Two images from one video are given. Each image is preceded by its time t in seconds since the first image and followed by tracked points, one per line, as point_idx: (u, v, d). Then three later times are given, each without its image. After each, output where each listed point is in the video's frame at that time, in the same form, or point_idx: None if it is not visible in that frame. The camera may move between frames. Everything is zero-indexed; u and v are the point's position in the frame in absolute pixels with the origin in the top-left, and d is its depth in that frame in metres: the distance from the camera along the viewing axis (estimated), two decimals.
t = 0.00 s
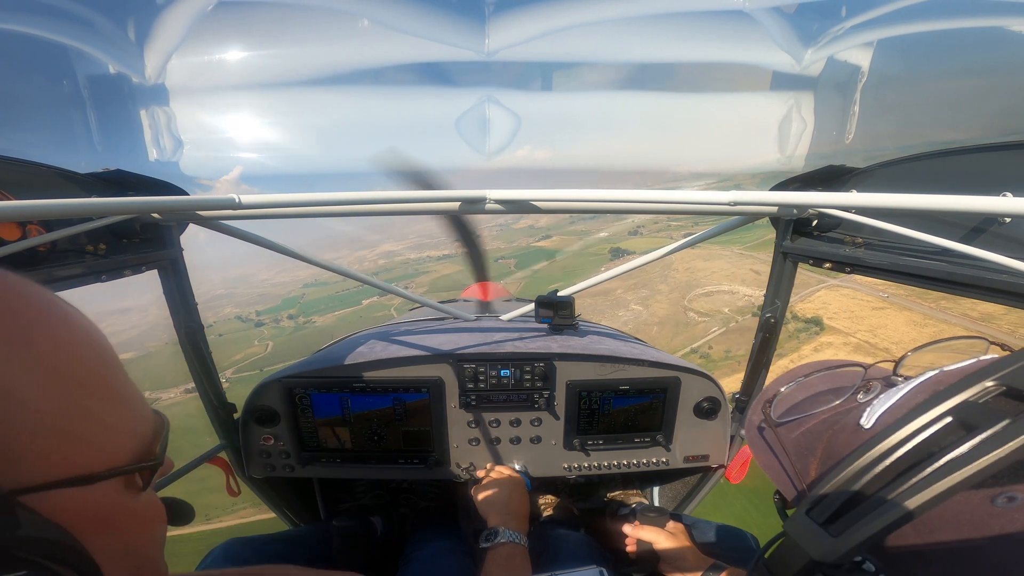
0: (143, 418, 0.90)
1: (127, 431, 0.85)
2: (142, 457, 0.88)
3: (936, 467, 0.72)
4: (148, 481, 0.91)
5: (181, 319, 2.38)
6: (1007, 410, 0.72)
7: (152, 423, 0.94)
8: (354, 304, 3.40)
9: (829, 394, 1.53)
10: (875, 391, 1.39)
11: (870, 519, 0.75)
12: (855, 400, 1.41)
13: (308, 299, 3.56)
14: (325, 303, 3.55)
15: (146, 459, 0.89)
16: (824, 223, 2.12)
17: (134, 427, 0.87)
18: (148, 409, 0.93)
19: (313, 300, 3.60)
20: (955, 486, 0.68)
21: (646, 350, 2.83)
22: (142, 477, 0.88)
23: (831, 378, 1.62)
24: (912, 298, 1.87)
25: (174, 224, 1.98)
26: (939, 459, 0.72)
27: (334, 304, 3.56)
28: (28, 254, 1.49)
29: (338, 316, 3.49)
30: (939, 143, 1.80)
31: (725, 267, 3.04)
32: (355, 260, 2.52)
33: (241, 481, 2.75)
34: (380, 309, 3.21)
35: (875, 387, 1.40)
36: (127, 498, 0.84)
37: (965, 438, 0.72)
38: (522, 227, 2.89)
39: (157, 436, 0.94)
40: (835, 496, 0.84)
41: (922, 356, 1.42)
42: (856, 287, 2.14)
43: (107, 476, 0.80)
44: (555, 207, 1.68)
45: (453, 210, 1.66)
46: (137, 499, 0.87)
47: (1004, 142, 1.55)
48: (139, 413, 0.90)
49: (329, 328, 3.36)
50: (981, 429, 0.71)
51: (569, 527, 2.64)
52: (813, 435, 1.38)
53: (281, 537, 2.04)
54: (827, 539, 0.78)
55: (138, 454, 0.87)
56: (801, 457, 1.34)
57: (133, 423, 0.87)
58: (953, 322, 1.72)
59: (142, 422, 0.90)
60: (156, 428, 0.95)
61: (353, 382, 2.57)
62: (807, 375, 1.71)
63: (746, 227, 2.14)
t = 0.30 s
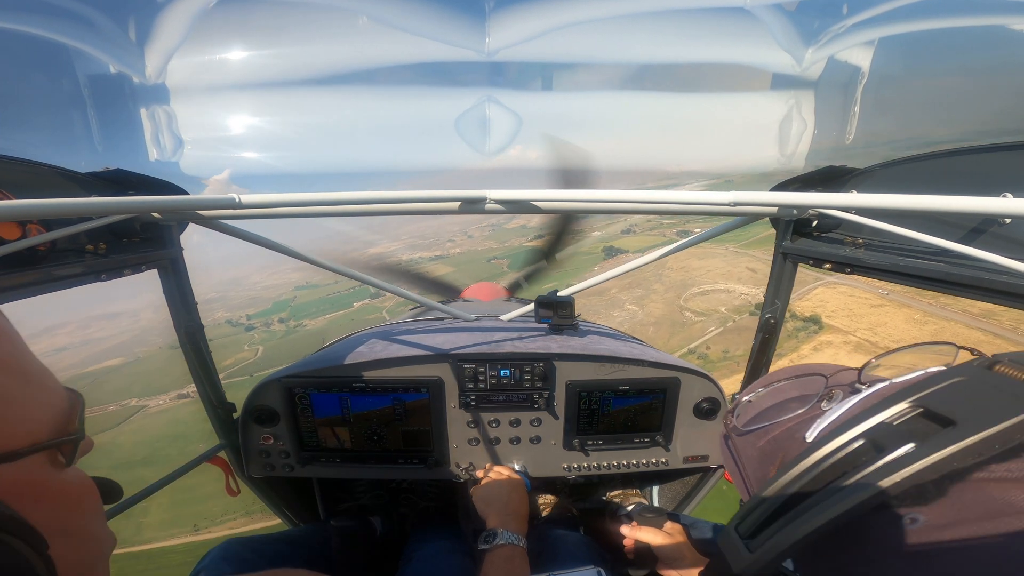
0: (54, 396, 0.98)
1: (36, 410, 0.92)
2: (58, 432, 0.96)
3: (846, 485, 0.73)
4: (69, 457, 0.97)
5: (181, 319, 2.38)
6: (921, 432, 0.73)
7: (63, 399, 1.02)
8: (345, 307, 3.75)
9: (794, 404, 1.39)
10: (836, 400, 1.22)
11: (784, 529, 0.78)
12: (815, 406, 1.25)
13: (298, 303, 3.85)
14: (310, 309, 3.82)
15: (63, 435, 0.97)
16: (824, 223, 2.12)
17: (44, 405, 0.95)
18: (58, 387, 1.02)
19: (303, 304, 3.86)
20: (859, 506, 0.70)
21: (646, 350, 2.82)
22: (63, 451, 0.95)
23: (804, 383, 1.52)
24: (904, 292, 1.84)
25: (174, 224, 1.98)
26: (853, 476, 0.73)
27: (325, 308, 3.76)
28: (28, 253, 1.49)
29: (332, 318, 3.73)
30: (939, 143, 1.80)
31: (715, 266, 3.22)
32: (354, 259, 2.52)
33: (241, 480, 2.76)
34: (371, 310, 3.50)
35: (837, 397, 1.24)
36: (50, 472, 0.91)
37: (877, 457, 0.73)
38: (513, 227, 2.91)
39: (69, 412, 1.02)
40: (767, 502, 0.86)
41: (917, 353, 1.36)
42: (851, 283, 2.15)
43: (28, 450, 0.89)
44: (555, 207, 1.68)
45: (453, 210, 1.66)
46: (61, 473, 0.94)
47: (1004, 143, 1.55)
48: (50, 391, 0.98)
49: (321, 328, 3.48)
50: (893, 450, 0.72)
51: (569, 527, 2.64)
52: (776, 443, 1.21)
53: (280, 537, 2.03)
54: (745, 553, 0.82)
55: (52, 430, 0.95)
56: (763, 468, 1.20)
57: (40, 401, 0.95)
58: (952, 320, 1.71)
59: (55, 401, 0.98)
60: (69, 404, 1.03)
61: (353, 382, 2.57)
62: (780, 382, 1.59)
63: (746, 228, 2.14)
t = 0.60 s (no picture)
0: (64, 387, 0.98)
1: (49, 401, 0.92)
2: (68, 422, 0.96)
3: (860, 487, 0.72)
4: (76, 449, 1.00)
5: (181, 319, 2.38)
6: (931, 430, 0.73)
7: (68, 390, 1.01)
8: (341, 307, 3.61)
9: (792, 403, 1.41)
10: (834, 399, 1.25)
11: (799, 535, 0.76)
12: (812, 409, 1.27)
13: (290, 303, 3.33)
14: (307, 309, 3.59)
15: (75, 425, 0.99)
16: (824, 223, 2.12)
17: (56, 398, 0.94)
18: (62, 377, 0.99)
19: (296, 304, 3.45)
20: (875, 508, 0.69)
21: (646, 350, 2.82)
22: (71, 443, 0.97)
23: (797, 384, 1.54)
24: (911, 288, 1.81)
25: (174, 224, 1.98)
26: (868, 478, 0.73)
27: (318, 308, 3.62)
28: (28, 254, 1.49)
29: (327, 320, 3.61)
30: (940, 143, 1.80)
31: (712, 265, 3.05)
32: (354, 260, 2.51)
33: (242, 480, 2.77)
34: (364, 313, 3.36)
35: (835, 396, 1.27)
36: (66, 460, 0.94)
37: (888, 458, 0.72)
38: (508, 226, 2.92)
39: (78, 402, 1.02)
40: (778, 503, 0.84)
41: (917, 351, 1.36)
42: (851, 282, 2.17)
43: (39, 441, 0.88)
44: (555, 207, 1.67)
45: (452, 210, 1.66)
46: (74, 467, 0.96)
47: (1005, 142, 1.54)
48: (59, 382, 0.97)
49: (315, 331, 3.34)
50: (905, 450, 0.71)
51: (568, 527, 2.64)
52: (774, 447, 1.24)
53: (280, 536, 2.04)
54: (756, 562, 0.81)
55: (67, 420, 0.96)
56: (764, 471, 1.21)
57: (56, 393, 0.94)
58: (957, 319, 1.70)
59: (62, 389, 0.97)
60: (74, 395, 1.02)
61: (353, 382, 2.57)
62: (773, 384, 1.60)
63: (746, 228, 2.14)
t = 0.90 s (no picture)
0: (71, 389, 1.02)
1: (57, 406, 0.97)
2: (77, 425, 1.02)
3: (932, 474, 0.69)
4: (86, 449, 1.06)
5: (181, 319, 2.38)
6: (999, 419, 0.70)
7: (76, 391, 1.06)
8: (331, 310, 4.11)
9: (826, 397, 1.52)
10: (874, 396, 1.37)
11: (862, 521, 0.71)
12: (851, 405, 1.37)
13: (284, 303, 3.96)
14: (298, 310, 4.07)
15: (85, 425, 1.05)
16: (824, 223, 2.12)
17: (63, 400, 0.99)
18: (69, 377, 1.04)
19: (289, 305, 4.01)
20: (950, 493, 0.65)
21: (646, 350, 2.82)
22: (82, 444, 1.03)
23: (830, 379, 1.62)
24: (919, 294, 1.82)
25: (174, 224, 1.98)
26: (939, 464, 0.69)
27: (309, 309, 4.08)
28: (28, 253, 1.49)
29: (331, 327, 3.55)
30: (941, 143, 1.80)
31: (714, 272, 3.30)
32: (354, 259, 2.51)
33: (241, 480, 2.78)
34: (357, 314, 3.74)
35: (874, 391, 1.38)
36: (75, 462, 0.99)
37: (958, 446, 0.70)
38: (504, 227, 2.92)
39: (86, 403, 1.07)
40: (828, 494, 0.79)
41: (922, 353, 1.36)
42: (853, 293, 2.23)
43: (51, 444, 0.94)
44: (555, 207, 1.68)
45: (452, 211, 1.66)
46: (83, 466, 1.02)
47: (1005, 143, 1.54)
48: (67, 384, 1.01)
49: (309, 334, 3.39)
50: (978, 438, 0.69)
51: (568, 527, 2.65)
52: (810, 441, 1.36)
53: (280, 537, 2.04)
54: (814, 547, 0.73)
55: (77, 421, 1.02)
56: (802, 456, 1.35)
57: (63, 397, 0.99)
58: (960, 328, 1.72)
59: (71, 392, 1.02)
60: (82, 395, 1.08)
61: (353, 382, 2.57)
62: (803, 377, 1.68)
63: (746, 228, 2.14)
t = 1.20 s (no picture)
0: (99, 391, 0.96)
1: (88, 409, 0.90)
2: (104, 427, 0.94)
3: (951, 496, 0.64)
4: (109, 453, 0.99)
5: (181, 319, 2.38)
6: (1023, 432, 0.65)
7: (106, 395, 0.99)
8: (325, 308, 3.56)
9: (816, 401, 1.41)
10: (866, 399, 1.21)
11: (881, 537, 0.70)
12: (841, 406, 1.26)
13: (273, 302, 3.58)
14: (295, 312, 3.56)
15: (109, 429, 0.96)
16: (823, 224, 2.12)
17: (93, 401, 0.92)
18: (97, 379, 0.97)
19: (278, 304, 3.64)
20: (968, 517, 0.61)
21: (646, 350, 2.82)
22: (104, 448, 0.95)
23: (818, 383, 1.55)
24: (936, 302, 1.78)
25: (174, 224, 1.98)
26: (958, 485, 0.64)
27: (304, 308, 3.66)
28: (28, 254, 1.49)
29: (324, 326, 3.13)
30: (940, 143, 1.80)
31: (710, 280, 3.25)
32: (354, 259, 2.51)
33: (241, 481, 2.77)
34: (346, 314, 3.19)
35: (865, 396, 1.24)
36: (95, 467, 0.91)
37: (979, 463, 0.64)
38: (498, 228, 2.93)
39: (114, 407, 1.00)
40: (844, 510, 0.76)
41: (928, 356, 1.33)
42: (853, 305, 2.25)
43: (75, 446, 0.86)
44: (554, 207, 1.67)
45: (452, 211, 1.66)
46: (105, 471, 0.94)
47: (1004, 143, 1.55)
48: (95, 387, 0.95)
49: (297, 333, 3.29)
50: (1000, 455, 0.63)
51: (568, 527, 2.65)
52: (800, 445, 1.22)
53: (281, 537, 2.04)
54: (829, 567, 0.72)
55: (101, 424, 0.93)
56: (791, 468, 1.18)
57: (92, 399, 0.92)
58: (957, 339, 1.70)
59: (99, 395, 0.95)
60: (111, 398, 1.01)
61: (353, 382, 2.57)
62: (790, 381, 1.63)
63: (746, 228, 2.14)
